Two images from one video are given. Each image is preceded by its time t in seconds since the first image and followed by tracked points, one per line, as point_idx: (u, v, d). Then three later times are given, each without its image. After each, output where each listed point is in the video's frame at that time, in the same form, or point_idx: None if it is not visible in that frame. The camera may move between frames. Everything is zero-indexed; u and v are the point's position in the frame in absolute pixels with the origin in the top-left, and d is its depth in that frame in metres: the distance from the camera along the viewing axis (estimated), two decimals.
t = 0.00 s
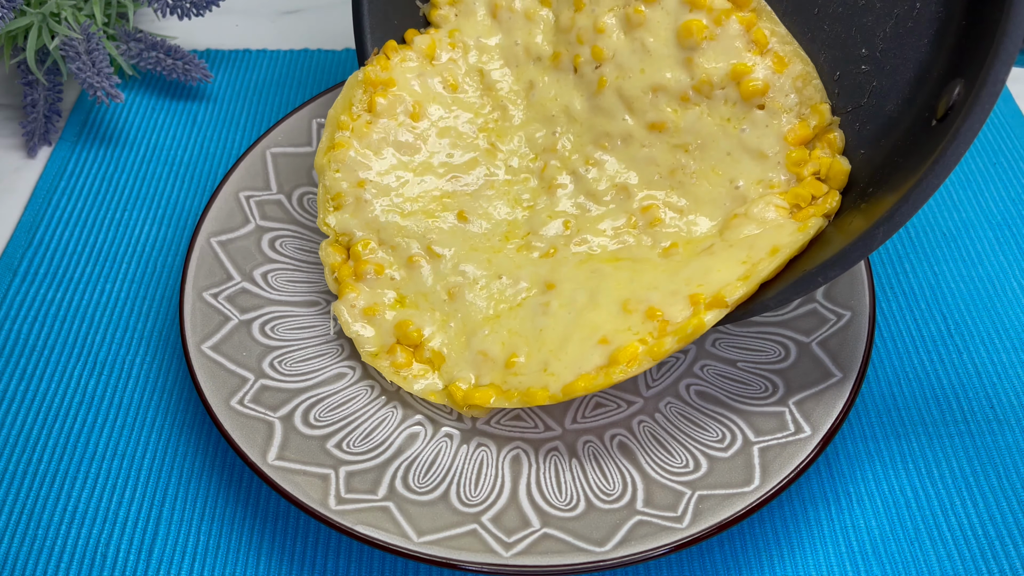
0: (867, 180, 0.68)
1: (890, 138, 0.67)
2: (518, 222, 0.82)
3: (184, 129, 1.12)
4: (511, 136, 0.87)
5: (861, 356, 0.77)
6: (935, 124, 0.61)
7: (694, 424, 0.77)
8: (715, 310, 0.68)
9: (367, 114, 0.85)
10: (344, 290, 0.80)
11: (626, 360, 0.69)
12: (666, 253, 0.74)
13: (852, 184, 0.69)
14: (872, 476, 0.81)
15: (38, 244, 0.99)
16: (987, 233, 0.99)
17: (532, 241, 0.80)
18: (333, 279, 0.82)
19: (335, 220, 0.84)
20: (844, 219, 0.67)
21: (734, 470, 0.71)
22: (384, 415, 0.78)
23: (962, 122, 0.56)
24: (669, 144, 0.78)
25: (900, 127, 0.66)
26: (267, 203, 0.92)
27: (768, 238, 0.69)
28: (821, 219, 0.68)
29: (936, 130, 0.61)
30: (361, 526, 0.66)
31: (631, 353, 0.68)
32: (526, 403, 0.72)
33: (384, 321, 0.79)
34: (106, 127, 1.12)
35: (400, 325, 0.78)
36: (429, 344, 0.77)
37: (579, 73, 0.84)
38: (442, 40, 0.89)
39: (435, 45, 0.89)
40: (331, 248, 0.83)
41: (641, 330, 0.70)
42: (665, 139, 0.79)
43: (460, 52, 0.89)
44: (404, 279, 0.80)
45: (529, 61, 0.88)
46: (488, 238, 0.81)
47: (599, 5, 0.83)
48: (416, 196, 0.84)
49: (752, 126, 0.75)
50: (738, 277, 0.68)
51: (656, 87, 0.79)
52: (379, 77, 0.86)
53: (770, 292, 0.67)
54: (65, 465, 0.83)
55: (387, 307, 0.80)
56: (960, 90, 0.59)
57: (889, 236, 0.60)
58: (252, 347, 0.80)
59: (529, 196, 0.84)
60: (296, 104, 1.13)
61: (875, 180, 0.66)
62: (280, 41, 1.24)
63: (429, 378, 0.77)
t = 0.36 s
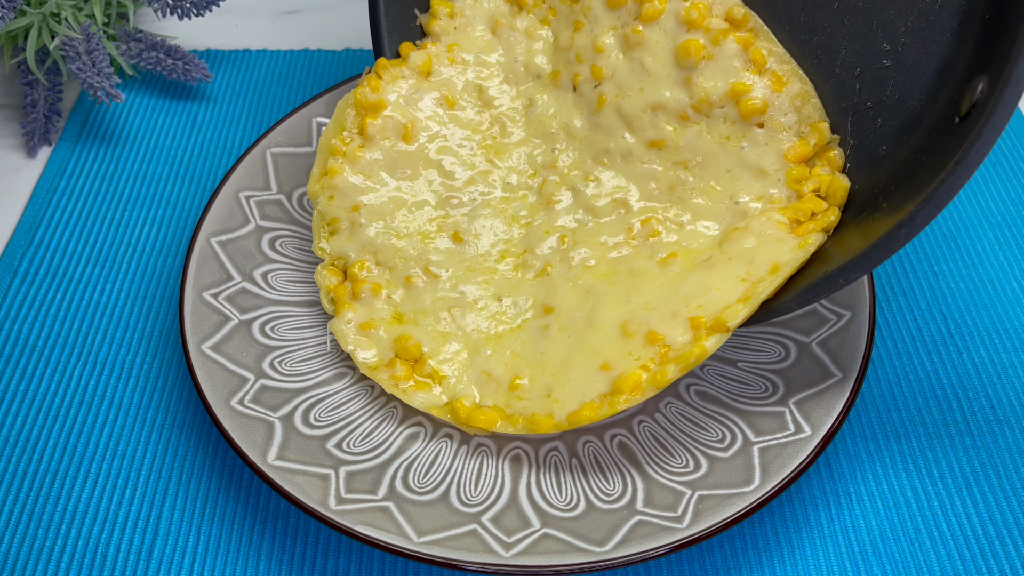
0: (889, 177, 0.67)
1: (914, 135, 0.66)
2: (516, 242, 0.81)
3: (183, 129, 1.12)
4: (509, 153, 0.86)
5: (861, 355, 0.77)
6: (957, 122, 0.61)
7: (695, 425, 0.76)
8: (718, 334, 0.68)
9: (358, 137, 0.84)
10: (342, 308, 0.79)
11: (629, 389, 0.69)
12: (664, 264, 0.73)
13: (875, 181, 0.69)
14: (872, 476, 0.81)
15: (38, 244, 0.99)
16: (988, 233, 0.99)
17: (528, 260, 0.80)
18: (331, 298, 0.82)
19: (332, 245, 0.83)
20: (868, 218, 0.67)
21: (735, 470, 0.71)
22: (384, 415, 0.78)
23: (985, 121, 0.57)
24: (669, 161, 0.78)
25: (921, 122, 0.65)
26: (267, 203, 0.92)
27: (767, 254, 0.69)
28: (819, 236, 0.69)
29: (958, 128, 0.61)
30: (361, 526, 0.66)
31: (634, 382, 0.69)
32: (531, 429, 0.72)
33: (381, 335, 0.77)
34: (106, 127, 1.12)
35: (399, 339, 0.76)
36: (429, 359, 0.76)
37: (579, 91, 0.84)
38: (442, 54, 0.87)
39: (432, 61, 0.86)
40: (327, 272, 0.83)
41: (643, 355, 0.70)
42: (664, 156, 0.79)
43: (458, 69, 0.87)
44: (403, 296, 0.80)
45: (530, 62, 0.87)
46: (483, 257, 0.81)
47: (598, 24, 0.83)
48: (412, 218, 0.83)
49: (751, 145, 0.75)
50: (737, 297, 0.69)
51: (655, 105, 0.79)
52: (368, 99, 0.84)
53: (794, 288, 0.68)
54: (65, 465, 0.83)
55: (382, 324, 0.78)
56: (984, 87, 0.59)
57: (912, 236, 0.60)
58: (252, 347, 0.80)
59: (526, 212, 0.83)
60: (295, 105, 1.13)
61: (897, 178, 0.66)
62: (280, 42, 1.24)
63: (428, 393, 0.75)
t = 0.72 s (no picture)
0: (897, 156, 0.67)
1: (924, 114, 0.65)
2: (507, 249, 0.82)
3: (184, 129, 1.12)
4: (501, 163, 0.85)
5: (861, 355, 0.77)
6: (963, 104, 0.61)
7: (695, 425, 0.76)
8: (713, 342, 0.69)
9: (348, 154, 0.85)
10: (336, 310, 0.79)
11: (631, 399, 0.69)
12: (653, 262, 0.74)
13: (884, 162, 0.68)
14: (872, 476, 0.81)
15: (38, 244, 0.99)
16: (988, 233, 0.99)
17: (521, 269, 0.80)
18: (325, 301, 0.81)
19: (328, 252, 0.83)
20: (879, 198, 0.67)
21: (735, 470, 0.71)
22: (384, 415, 0.78)
23: (986, 108, 0.57)
24: (658, 166, 0.79)
25: (928, 103, 0.65)
26: (267, 203, 0.92)
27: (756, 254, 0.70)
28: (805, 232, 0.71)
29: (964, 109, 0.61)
30: (361, 526, 0.66)
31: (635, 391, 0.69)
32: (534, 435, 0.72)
33: (375, 338, 0.77)
34: (106, 127, 1.12)
35: (395, 342, 0.76)
36: (425, 362, 0.75)
37: (568, 100, 0.84)
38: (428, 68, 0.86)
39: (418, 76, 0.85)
40: (320, 278, 0.83)
41: (642, 363, 0.70)
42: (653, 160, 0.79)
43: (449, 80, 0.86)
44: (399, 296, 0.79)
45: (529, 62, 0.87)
46: (478, 265, 0.81)
47: (586, 35, 0.83)
48: (404, 227, 0.83)
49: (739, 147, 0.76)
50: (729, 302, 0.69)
51: (642, 112, 0.79)
52: (353, 117, 0.84)
53: (809, 267, 0.69)
54: (65, 465, 0.83)
55: (377, 325, 0.78)
56: (988, 69, 0.59)
57: (917, 219, 0.61)
58: (252, 347, 0.80)
59: (518, 221, 0.83)
60: (295, 105, 1.13)
61: (907, 158, 0.66)
62: (279, 42, 1.24)
63: (425, 394, 0.74)
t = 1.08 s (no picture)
0: (945, 117, 0.71)
1: (973, 75, 0.69)
2: (497, 261, 0.81)
3: (183, 129, 1.12)
4: (494, 182, 0.86)
5: (861, 356, 0.77)
6: (1011, 65, 0.66)
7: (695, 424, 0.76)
8: (720, 389, 0.74)
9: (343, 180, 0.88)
10: (327, 319, 0.78)
11: (641, 430, 0.71)
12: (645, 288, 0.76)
13: (933, 121, 0.72)
14: (872, 476, 0.81)
15: (38, 244, 0.99)
16: (988, 232, 0.99)
17: (514, 278, 0.79)
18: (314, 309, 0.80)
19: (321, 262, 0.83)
20: (927, 160, 0.71)
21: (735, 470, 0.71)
22: (384, 415, 0.77)
23: None
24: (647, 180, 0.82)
25: (978, 66, 0.69)
26: (266, 203, 0.91)
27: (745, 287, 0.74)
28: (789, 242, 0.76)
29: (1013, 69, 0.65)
30: (361, 526, 0.67)
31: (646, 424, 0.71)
32: (535, 450, 0.71)
33: (366, 347, 0.76)
34: (106, 127, 1.12)
35: (386, 351, 0.75)
36: (417, 371, 0.74)
37: (567, 123, 0.87)
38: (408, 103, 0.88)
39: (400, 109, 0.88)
40: (310, 286, 0.82)
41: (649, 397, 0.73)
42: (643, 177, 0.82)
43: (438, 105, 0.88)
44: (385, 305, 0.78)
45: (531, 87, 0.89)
46: (469, 272, 0.80)
47: (593, 65, 0.89)
48: (395, 236, 0.83)
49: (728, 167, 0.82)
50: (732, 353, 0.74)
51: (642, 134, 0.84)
52: (347, 146, 0.88)
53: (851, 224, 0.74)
54: (65, 465, 0.83)
55: (369, 334, 0.77)
56: None
57: (963, 175, 0.68)
58: (252, 347, 0.80)
59: (508, 234, 0.82)
60: (295, 105, 1.13)
61: (957, 119, 0.70)
62: (279, 42, 1.24)
63: (417, 405, 0.73)
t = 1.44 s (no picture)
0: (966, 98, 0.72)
1: (996, 56, 0.70)
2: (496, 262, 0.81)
3: (183, 129, 1.12)
4: (492, 187, 0.86)
5: (861, 356, 0.76)
6: None
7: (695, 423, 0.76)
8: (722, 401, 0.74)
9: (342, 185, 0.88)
10: (322, 321, 0.78)
11: (642, 433, 0.71)
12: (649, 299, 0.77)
13: (955, 100, 0.72)
14: (872, 476, 0.81)
15: (38, 244, 0.99)
16: (988, 232, 0.99)
17: (512, 280, 0.79)
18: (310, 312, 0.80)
19: (317, 264, 0.82)
20: (949, 137, 0.71)
21: (735, 470, 0.71)
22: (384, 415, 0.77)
23: None
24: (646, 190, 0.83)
25: (1002, 46, 0.69)
26: (266, 203, 0.91)
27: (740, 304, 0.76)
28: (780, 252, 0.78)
29: None
30: (361, 526, 0.67)
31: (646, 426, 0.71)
32: (534, 450, 0.70)
33: (363, 350, 0.76)
34: (106, 127, 1.12)
35: (383, 355, 0.75)
36: (413, 374, 0.74)
37: (567, 133, 0.88)
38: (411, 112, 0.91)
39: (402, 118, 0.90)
40: (307, 286, 0.81)
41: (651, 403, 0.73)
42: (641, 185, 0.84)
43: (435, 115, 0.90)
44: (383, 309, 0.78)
45: (529, 100, 0.91)
46: (466, 274, 0.80)
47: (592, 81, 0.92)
48: (392, 238, 0.82)
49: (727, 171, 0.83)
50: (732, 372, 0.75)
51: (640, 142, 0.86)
52: (349, 152, 0.89)
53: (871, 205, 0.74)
54: (65, 465, 0.83)
55: (365, 336, 0.77)
56: None
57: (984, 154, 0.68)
58: (252, 347, 0.80)
59: (507, 237, 0.82)
60: (295, 105, 1.13)
61: (978, 99, 0.70)
62: (280, 42, 1.24)
63: (413, 407, 0.73)
